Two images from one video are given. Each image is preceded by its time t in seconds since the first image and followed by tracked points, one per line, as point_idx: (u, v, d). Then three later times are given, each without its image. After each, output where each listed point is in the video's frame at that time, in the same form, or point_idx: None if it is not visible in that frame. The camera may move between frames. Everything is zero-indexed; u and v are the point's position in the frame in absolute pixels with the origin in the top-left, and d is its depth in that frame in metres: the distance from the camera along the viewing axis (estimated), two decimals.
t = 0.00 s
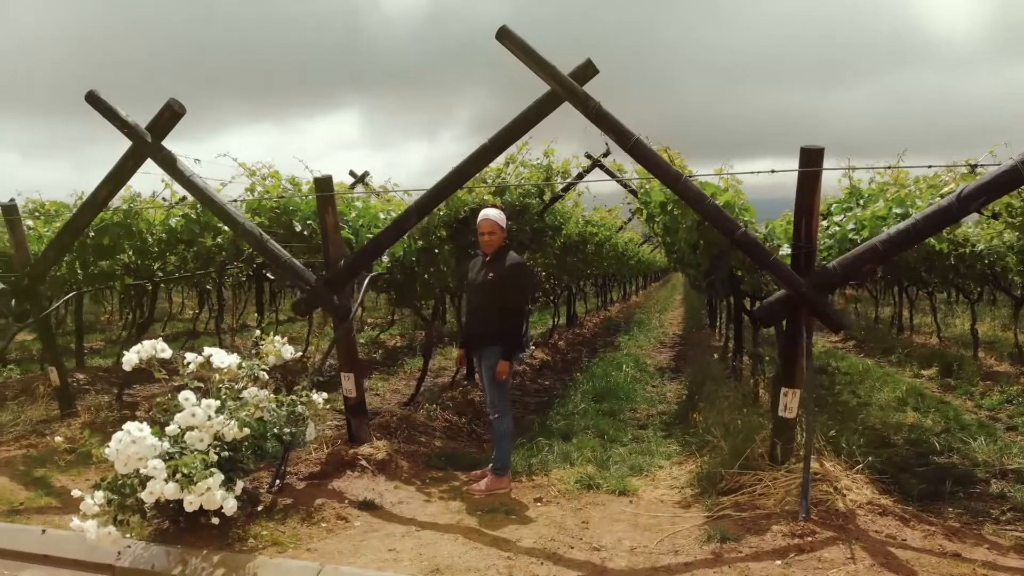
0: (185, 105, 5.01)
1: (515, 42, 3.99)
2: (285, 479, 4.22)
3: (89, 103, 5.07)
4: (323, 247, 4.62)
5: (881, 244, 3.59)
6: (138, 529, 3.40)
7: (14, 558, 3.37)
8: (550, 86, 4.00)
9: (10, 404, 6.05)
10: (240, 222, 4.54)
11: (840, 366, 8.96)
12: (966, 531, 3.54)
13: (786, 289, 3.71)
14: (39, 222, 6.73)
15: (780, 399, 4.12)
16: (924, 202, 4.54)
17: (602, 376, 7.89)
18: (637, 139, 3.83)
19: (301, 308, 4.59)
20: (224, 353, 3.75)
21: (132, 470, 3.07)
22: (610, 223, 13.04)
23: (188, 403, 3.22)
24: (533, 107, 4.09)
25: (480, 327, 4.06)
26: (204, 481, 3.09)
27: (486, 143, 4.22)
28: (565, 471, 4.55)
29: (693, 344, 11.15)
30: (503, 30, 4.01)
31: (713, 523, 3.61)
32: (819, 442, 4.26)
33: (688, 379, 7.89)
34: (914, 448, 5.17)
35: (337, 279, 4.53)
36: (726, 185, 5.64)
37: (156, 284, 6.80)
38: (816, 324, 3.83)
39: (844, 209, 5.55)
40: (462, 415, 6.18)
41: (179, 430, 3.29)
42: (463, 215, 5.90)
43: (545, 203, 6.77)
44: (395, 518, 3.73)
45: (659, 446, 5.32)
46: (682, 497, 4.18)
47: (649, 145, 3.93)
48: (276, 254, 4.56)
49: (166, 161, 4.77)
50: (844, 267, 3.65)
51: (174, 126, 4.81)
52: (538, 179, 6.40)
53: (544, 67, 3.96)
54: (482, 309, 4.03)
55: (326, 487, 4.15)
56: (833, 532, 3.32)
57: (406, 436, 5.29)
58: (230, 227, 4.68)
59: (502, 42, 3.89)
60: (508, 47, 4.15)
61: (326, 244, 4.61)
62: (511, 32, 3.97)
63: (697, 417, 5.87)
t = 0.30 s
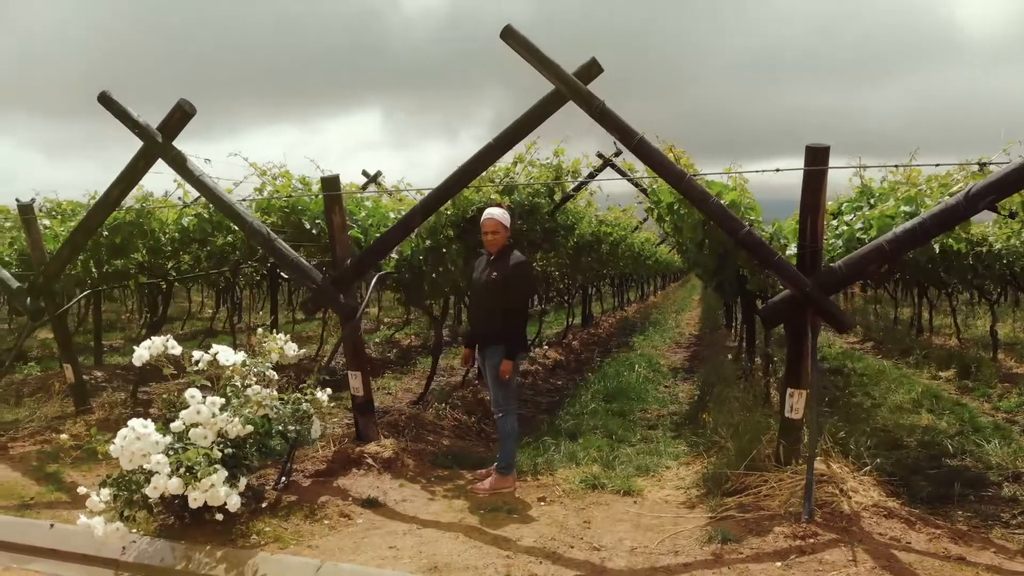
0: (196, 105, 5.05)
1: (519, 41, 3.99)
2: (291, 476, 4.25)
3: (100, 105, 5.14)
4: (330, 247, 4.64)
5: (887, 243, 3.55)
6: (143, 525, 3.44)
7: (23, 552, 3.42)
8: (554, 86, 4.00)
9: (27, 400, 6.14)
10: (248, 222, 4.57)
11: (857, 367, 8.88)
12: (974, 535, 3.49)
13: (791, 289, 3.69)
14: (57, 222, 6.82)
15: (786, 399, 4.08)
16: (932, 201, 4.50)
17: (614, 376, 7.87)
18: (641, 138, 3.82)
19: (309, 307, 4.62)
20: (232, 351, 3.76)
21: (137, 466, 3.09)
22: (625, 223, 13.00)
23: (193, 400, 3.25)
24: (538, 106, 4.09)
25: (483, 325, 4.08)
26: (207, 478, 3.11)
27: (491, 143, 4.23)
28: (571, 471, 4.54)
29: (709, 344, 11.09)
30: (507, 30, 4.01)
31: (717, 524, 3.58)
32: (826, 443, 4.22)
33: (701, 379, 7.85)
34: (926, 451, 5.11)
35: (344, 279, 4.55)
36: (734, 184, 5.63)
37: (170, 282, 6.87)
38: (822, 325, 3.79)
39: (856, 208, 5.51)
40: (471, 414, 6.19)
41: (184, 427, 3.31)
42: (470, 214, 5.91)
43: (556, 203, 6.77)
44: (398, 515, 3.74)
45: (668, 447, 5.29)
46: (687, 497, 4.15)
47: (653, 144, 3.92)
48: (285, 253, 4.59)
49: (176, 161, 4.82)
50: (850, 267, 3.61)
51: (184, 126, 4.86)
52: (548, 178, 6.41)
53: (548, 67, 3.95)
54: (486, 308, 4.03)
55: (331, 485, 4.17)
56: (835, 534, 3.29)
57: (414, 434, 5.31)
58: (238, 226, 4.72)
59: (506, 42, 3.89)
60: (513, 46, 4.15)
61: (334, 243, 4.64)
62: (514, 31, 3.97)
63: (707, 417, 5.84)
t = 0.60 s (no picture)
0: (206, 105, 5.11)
1: (522, 41, 4.00)
2: (296, 473, 4.28)
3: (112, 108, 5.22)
4: (337, 247, 4.68)
5: (891, 244, 3.52)
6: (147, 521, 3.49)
7: (30, 546, 3.48)
8: (558, 86, 4.00)
9: (44, 397, 6.25)
10: (255, 221, 4.62)
11: (872, 369, 8.78)
12: (979, 539, 3.44)
13: (793, 290, 3.66)
14: (73, 221, 6.93)
15: (791, 401, 4.05)
16: (939, 200, 4.46)
17: (625, 376, 7.85)
18: (643, 138, 3.82)
19: (316, 306, 4.65)
20: (239, 349, 3.78)
21: (139, 463, 3.13)
22: (640, 224, 12.96)
23: (196, 398, 3.28)
24: (541, 106, 4.09)
25: (485, 325, 4.10)
26: (209, 475, 3.15)
27: (494, 144, 4.24)
28: (575, 471, 4.54)
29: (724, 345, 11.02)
30: (510, 30, 4.01)
31: (717, 525, 3.57)
32: (831, 444, 4.19)
33: (713, 380, 7.81)
34: (937, 453, 5.05)
35: (350, 278, 4.58)
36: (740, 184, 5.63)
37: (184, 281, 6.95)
38: (826, 325, 3.76)
39: (865, 208, 5.47)
40: (479, 414, 6.21)
41: (189, 425, 3.34)
42: (477, 214, 5.92)
43: (565, 203, 6.78)
44: (399, 514, 3.77)
45: (675, 447, 5.27)
46: (691, 498, 4.13)
47: (655, 143, 3.91)
48: (292, 253, 4.63)
49: (186, 161, 4.89)
50: (853, 267, 3.58)
51: (194, 126, 4.92)
52: (556, 178, 6.42)
53: (552, 67, 3.95)
54: (489, 307, 4.05)
55: (335, 483, 4.20)
56: (836, 537, 3.26)
57: (421, 433, 5.33)
58: (246, 226, 4.77)
59: (509, 42, 3.90)
60: (516, 46, 4.15)
61: (340, 243, 4.67)
62: (517, 31, 3.97)
63: (715, 418, 5.81)
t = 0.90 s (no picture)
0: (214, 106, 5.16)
1: (523, 41, 4.00)
2: (299, 472, 4.31)
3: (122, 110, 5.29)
4: (341, 247, 4.70)
5: (894, 244, 3.48)
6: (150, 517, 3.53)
7: (36, 541, 3.53)
8: (559, 86, 4.00)
9: (58, 395, 6.34)
10: (261, 221, 4.65)
11: (886, 370, 8.69)
12: (982, 543, 3.40)
13: (795, 290, 3.64)
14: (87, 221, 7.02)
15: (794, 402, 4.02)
16: (945, 200, 4.43)
17: (635, 377, 7.83)
18: (644, 138, 3.81)
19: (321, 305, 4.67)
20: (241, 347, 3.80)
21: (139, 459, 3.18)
22: (653, 223, 12.91)
23: (195, 395, 3.32)
24: (543, 106, 4.09)
25: (485, 324, 4.12)
26: (206, 472, 3.18)
27: (496, 144, 4.25)
28: (577, 471, 4.54)
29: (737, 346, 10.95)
30: (511, 30, 4.01)
31: (716, 527, 3.55)
32: (835, 446, 4.15)
33: (724, 381, 7.77)
34: (947, 456, 4.99)
35: (355, 277, 4.60)
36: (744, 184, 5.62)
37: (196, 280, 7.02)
38: (829, 326, 3.73)
39: (873, 207, 5.42)
40: (486, 413, 6.22)
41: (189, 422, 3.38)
42: (482, 214, 5.93)
43: (573, 203, 6.78)
44: (399, 512, 3.78)
45: (681, 448, 5.25)
46: (693, 499, 4.11)
47: (656, 143, 3.90)
48: (297, 253, 4.66)
49: (194, 161, 4.94)
50: (856, 267, 3.55)
51: (201, 126, 4.97)
52: (564, 178, 6.42)
53: (554, 67, 3.95)
54: (491, 307, 4.06)
55: (337, 481, 4.23)
56: (834, 539, 3.23)
57: (426, 433, 5.35)
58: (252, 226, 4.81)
59: (509, 42, 3.89)
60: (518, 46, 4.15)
61: (345, 243, 4.69)
62: (518, 31, 3.97)
63: (722, 419, 5.78)
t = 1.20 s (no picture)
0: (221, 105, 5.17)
1: (526, 41, 3.99)
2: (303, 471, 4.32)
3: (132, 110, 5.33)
4: (347, 247, 4.71)
5: (900, 245, 3.44)
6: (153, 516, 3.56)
7: (41, 538, 3.57)
8: (562, 86, 3.99)
9: (72, 393, 6.42)
10: (267, 222, 4.67)
11: (901, 372, 8.59)
12: (988, 549, 3.35)
13: (798, 291, 3.61)
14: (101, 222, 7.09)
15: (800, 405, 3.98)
16: (954, 200, 4.40)
17: (645, 378, 7.80)
18: (647, 138, 3.80)
19: (328, 305, 4.69)
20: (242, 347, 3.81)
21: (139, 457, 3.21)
22: (667, 224, 12.85)
23: (194, 394, 3.35)
24: (546, 106, 4.08)
25: (488, 325, 4.12)
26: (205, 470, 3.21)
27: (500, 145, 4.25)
28: (581, 472, 4.52)
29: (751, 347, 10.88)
30: (514, 31, 4.01)
31: (717, 530, 3.52)
32: (841, 449, 4.11)
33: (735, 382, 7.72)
34: (958, 459, 4.92)
35: (361, 277, 4.61)
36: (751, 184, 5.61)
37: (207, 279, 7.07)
38: (834, 328, 3.69)
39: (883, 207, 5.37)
40: (494, 413, 6.22)
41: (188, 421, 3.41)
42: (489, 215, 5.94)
43: (581, 203, 6.77)
44: (401, 513, 3.79)
45: (688, 450, 5.22)
46: (697, 501, 4.08)
47: (659, 143, 3.89)
48: (303, 254, 4.69)
49: (201, 161, 4.95)
50: (861, 268, 3.52)
51: (207, 126, 4.98)
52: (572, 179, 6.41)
53: (557, 67, 3.95)
54: (494, 308, 4.05)
55: (341, 481, 4.24)
56: (836, 544, 3.20)
57: (433, 433, 5.36)
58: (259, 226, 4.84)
59: (511, 42, 3.89)
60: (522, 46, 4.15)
61: (351, 243, 4.70)
62: (521, 31, 3.97)
63: (731, 421, 5.74)
